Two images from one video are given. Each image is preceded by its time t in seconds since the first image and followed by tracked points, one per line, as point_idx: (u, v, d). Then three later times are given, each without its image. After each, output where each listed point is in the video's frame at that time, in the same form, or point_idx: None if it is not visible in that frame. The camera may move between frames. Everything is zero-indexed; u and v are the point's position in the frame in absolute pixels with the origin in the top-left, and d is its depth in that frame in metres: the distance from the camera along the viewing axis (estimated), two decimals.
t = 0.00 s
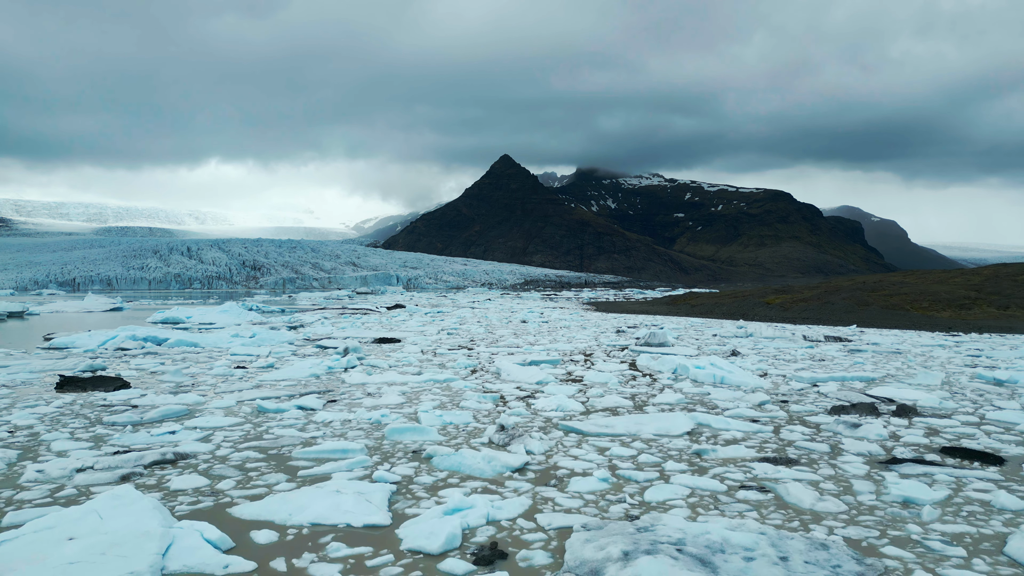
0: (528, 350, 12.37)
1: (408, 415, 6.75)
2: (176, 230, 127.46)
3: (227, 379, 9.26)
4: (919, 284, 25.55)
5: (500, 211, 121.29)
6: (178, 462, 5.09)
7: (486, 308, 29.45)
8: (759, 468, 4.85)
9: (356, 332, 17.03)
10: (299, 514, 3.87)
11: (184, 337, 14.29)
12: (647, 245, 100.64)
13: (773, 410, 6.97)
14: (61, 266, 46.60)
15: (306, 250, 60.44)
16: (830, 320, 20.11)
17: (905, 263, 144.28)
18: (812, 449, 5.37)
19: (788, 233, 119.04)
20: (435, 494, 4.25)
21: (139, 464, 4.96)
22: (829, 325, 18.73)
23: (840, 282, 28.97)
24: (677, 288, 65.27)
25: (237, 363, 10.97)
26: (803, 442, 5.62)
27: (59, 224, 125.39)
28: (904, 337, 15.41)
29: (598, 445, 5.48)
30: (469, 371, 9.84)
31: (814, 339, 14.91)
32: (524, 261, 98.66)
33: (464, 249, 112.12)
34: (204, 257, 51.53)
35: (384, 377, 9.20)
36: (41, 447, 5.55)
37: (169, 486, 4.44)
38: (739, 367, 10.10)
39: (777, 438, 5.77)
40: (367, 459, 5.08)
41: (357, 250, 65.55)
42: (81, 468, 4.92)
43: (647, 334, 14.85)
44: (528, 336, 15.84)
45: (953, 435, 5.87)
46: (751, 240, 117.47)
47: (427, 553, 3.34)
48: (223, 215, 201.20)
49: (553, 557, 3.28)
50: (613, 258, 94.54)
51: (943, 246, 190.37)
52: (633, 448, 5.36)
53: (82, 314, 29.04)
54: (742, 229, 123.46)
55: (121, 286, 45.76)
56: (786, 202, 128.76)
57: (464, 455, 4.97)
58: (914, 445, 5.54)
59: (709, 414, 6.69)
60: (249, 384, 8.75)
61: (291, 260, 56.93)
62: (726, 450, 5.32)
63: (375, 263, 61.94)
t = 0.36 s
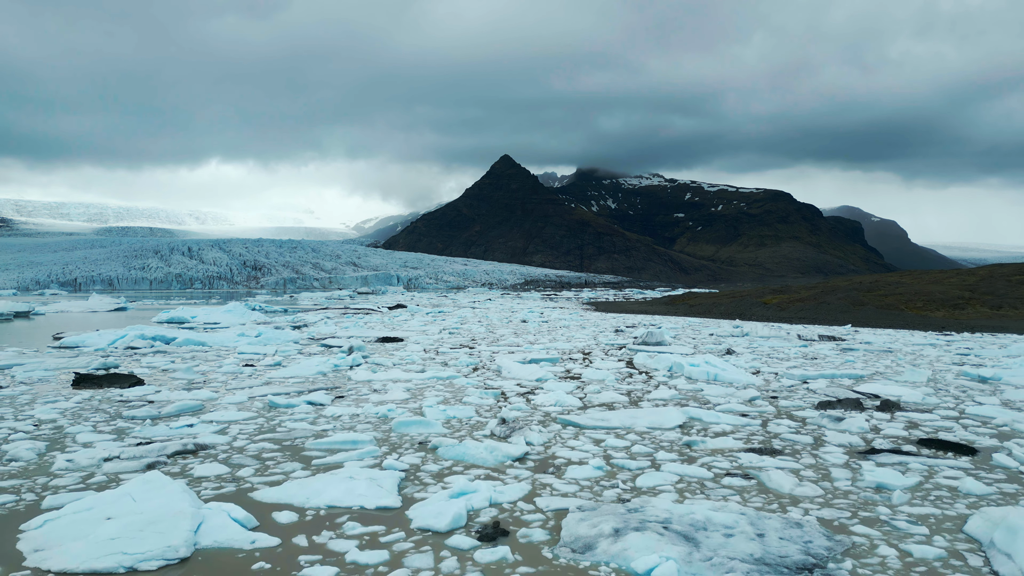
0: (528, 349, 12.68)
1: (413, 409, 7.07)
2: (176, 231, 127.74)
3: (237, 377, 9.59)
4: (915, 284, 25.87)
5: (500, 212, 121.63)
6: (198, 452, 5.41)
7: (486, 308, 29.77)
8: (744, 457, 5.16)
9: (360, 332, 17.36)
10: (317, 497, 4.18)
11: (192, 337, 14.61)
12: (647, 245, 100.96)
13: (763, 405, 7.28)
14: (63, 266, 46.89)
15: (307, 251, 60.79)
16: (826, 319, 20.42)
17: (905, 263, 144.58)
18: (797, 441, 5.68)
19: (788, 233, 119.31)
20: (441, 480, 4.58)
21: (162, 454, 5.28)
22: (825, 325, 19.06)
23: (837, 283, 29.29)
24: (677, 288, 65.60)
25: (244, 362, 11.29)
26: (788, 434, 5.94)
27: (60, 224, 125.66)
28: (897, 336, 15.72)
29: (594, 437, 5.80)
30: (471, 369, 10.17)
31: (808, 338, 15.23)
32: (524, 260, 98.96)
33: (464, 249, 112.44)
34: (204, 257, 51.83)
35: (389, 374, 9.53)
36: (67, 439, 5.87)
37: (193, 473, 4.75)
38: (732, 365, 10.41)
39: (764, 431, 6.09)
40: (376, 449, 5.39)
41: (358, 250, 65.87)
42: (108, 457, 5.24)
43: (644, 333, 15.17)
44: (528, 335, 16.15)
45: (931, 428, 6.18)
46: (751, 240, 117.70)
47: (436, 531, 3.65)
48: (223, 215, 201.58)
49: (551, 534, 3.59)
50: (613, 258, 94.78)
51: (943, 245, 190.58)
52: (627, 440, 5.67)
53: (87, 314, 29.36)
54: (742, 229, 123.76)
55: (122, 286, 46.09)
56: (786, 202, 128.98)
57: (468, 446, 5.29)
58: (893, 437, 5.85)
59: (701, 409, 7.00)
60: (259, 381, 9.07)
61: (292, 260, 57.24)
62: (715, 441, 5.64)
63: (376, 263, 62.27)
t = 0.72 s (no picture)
0: (527, 348, 12.99)
1: (417, 404, 7.39)
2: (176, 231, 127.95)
3: (246, 374, 9.90)
4: (910, 284, 26.21)
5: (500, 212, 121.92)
6: (217, 443, 5.73)
7: (487, 308, 30.08)
8: (731, 448, 5.47)
9: (363, 331, 17.69)
10: (331, 483, 4.49)
11: (199, 336, 14.93)
12: (647, 245, 101.29)
13: (753, 401, 7.59)
14: (64, 266, 47.16)
15: (308, 250, 61.12)
16: (821, 319, 20.75)
17: (904, 263, 144.99)
18: (782, 433, 6.00)
19: (788, 233, 119.65)
20: (447, 468, 4.90)
21: (183, 445, 5.60)
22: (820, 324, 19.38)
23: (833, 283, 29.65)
24: (676, 288, 65.93)
25: (252, 360, 11.61)
26: (775, 427, 6.25)
27: (60, 224, 125.89)
28: (889, 335, 16.05)
29: (591, 430, 6.10)
30: (472, 366, 10.49)
31: (802, 337, 15.55)
32: (524, 261, 99.25)
33: (465, 249, 112.70)
34: (205, 257, 52.14)
35: (393, 372, 9.86)
36: (90, 431, 6.19)
37: (213, 462, 5.07)
38: (726, 363, 10.73)
39: (752, 424, 6.40)
40: (384, 441, 5.71)
41: (358, 250, 66.19)
42: (132, 448, 5.55)
43: (642, 332, 15.50)
44: (528, 334, 16.49)
45: (912, 421, 6.50)
46: (751, 240, 118.00)
47: (443, 512, 3.96)
48: (223, 216, 201.93)
49: (549, 515, 3.90)
50: (613, 258, 95.03)
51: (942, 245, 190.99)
52: (621, 432, 5.99)
53: (91, 313, 29.68)
54: (742, 229, 124.10)
55: (124, 286, 46.40)
56: (785, 202, 129.30)
57: (471, 438, 5.60)
58: (875, 430, 6.16)
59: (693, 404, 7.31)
60: (268, 378, 9.39)
61: (292, 260, 57.54)
62: (704, 434, 5.95)
63: (376, 263, 62.59)
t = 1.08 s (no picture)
0: (528, 346, 13.32)
1: (422, 400, 7.71)
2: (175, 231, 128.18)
3: (255, 372, 10.22)
4: (906, 284, 26.52)
5: (500, 213, 122.29)
6: (232, 435, 6.05)
7: (487, 308, 30.38)
8: (720, 440, 5.79)
9: (366, 330, 18.02)
10: (343, 471, 4.81)
11: (207, 335, 15.26)
12: (647, 245, 101.61)
13: (743, 397, 7.90)
14: (66, 266, 47.46)
15: (308, 251, 61.44)
16: (817, 318, 21.08)
17: (904, 263, 145.23)
18: (770, 426, 6.31)
19: (788, 233, 119.86)
20: (451, 457, 5.21)
21: (201, 437, 5.90)
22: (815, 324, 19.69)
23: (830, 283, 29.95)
24: (677, 288, 66.18)
25: (260, 358, 11.94)
26: (763, 421, 6.55)
27: (61, 224, 126.18)
28: (882, 335, 16.36)
29: (588, 424, 6.40)
30: (474, 364, 10.83)
31: (797, 337, 15.87)
32: (525, 261, 99.58)
33: (465, 249, 113.00)
34: (206, 257, 52.46)
35: (397, 369, 10.17)
36: (111, 424, 6.50)
37: (231, 453, 5.38)
38: (721, 361, 11.03)
39: (742, 418, 6.72)
40: (391, 433, 6.02)
41: (359, 250, 66.52)
42: (154, 439, 5.87)
43: (639, 331, 15.82)
44: (528, 334, 16.82)
45: (894, 416, 6.80)
46: (751, 240, 118.21)
47: (448, 496, 4.28)
48: (223, 216, 202.53)
49: (547, 499, 4.21)
50: (613, 258, 95.19)
51: (942, 245, 191.17)
52: (616, 425, 6.30)
53: (95, 313, 30.00)
54: (741, 229, 124.34)
55: (125, 286, 46.71)
56: (785, 202, 129.52)
57: (474, 431, 5.89)
58: (858, 423, 6.46)
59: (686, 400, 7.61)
60: (277, 375, 9.72)
61: (293, 260, 57.87)
62: (694, 427, 6.27)
63: (376, 263, 62.90)
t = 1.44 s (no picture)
0: (528, 345, 13.64)
1: (425, 395, 8.02)
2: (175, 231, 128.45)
3: (263, 369, 10.53)
4: (902, 284, 26.82)
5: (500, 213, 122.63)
6: (246, 428, 6.36)
7: (488, 308, 30.69)
8: (710, 432, 6.10)
9: (369, 329, 18.33)
10: (355, 460, 5.12)
11: (213, 335, 15.56)
12: (647, 245, 101.91)
13: (735, 393, 8.22)
14: (67, 266, 47.73)
15: (309, 251, 61.75)
16: (813, 318, 21.40)
17: (904, 262, 145.45)
18: (758, 420, 6.62)
19: (788, 233, 120.06)
20: (455, 448, 5.53)
21: (217, 430, 6.21)
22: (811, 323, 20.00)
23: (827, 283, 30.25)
24: (677, 288, 66.42)
25: (267, 356, 12.25)
26: (752, 415, 6.86)
27: (61, 224, 126.40)
28: (876, 334, 16.68)
29: (585, 418, 6.71)
30: (475, 362, 11.14)
31: (792, 336, 16.18)
32: (525, 261, 99.91)
33: (465, 249, 113.28)
34: (207, 258, 52.75)
35: (402, 367, 10.48)
36: (130, 418, 6.81)
37: (247, 444, 5.69)
38: (715, 359, 11.33)
39: (732, 412, 7.03)
40: (398, 426, 6.33)
41: (359, 250, 66.81)
42: (173, 432, 6.19)
43: (637, 331, 16.13)
44: (528, 333, 17.14)
45: (877, 410, 7.12)
46: (751, 240, 118.47)
47: (453, 482, 4.59)
48: (223, 216, 202.96)
49: (545, 485, 4.52)
50: (614, 258, 95.47)
51: (942, 245, 191.33)
52: (612, 419, 6.61)
53: (99, 313, 30.32)
54: (741, 229, 124.59)
55: (125, 286, 46.97)
56: (785, 202, 129.84)
57: (476, 424, 6.21)
58: (843, 417, 6.78)
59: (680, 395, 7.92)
60: (285, 373, 10.03)
61: (294, 260, 58.18)
62: (686, 420, 6.59)
63: (377, 263, 63.20)
